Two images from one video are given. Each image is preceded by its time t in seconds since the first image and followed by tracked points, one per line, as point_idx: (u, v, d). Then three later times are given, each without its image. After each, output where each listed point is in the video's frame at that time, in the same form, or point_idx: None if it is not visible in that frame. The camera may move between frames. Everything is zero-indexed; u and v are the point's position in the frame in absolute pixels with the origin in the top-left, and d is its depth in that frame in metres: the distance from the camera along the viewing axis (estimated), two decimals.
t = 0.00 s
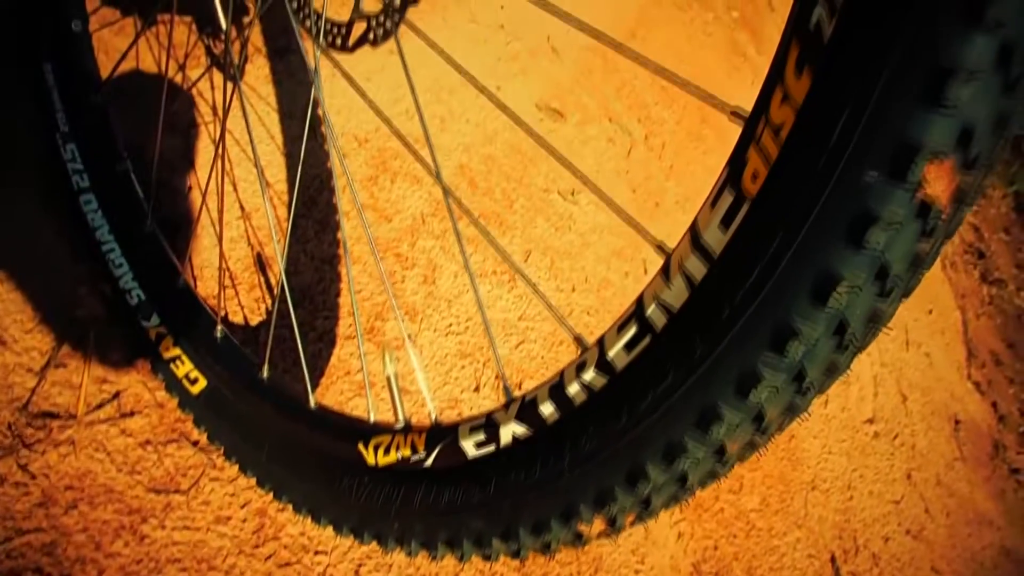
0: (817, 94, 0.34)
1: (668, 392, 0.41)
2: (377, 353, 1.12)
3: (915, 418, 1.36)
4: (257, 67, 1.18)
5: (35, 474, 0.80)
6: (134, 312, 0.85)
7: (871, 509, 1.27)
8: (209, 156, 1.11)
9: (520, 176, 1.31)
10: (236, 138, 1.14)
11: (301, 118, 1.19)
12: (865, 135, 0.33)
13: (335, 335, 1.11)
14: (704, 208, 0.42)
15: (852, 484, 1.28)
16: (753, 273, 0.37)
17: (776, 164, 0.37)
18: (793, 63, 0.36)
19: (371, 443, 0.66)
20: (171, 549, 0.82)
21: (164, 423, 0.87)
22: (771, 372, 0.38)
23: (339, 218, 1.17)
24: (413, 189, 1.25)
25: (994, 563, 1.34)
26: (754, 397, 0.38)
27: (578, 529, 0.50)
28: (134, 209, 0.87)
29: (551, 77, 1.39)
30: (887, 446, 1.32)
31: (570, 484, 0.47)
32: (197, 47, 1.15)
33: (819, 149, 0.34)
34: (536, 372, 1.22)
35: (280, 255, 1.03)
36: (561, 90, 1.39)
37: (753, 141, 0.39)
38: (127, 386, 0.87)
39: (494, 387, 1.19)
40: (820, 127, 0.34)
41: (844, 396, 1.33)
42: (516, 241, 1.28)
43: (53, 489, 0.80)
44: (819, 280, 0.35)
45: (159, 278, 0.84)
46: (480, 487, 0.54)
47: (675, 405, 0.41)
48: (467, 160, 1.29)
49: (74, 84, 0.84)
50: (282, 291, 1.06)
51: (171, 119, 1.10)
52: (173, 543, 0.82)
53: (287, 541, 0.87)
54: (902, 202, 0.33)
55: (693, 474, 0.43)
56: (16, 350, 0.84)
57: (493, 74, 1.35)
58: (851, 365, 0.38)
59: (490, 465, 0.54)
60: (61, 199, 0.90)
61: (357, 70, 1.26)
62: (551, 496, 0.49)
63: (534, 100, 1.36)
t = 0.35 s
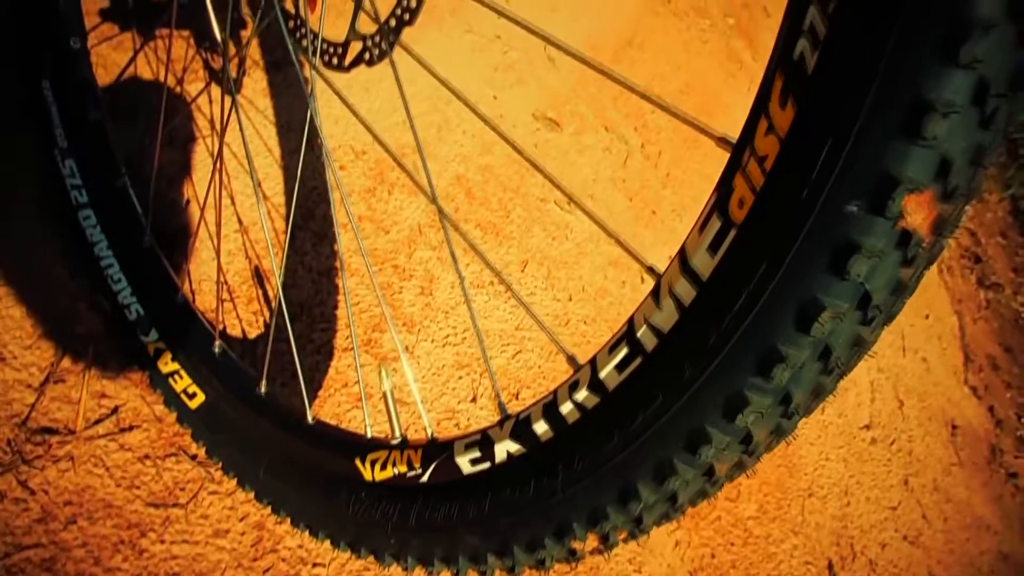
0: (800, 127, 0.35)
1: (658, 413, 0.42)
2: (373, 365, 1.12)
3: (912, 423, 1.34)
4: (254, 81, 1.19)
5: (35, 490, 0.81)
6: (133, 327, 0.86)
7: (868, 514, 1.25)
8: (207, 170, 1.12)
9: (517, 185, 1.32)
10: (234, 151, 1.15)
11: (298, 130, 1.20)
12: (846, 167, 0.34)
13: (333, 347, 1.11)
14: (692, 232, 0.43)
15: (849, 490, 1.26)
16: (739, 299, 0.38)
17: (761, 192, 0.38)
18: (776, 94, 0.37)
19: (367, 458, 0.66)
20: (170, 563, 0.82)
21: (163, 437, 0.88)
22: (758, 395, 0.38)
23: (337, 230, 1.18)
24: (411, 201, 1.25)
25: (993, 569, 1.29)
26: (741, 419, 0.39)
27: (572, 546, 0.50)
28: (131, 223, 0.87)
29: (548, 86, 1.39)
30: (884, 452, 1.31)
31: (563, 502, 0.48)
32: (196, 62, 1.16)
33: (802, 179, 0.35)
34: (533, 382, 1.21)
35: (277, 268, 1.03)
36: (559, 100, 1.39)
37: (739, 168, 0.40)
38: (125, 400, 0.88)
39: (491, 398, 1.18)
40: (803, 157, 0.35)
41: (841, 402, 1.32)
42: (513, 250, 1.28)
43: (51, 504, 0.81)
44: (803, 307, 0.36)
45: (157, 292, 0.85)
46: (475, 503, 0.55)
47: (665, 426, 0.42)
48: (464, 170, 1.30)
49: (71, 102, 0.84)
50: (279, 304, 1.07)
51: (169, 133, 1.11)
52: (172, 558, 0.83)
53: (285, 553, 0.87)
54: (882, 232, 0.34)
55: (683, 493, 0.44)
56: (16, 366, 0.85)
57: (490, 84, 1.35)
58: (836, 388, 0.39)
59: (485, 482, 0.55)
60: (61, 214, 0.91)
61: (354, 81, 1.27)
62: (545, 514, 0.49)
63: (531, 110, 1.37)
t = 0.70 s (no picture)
0: (781, 156, 0.37)
1: (647, 433, 0.43)
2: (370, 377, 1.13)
3: (909, 425, 1.26)
4: (252, 94, 1.19)
5: (36, 505, 0.82)
6: (133, 342, 0.86)
7: (867, 517, 1.19)
8: (204, 183, 1.12)
9: (514, 195, 1.29)
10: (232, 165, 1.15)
11: (296, 143, 1.20)
12: (824, 197, 0.35)
13: (332, 359, 1.12)
14: (677, 255, 0.44)
15: (848, 494, 1.20)
16: (723, 322, 0.39)
17: (744, 219, 0.39)
18: (758, 124, 0.38)
19: (365, 473, 0.67)
20: None
21: (163, 451, 0.88)
22: (743, 415, 0.39)
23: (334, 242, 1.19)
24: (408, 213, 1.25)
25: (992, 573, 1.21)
26: (728, 439, 0.40)
27: (565, 561, 0.51)
28: (131, 239, 0.88)
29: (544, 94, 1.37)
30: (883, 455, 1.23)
31: (556, 519, 0.49)
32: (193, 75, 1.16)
33: (783, 207, 0.36)
34: (531, 391, 1.20)
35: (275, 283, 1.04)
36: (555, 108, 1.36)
37: (722, 194, 0.41)
38: (126, 415, 0.89)
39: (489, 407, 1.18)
40: (784, 185, 0.36)
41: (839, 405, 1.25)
42: (510, 259, 1.25)
43: (53, 519, 0.82)
44: (785, 331, 0.37)
45: (157, 308, 0.86)
46: (470, 518, 0.55)
47: (654, 446, 0.43)
48: (461, 179, 1.27)
49: (70, 119, 0.85)
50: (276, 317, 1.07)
51: (167, 149, 1.12)
52: (171, 571, 0.84)
53: (285, 565, 0.87)
54: (860, 259, 0.35)
55: (673, 510, 0.45)
56: (17, 383, 0.86)
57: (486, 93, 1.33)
58: (818, 407, 0.40)
59: (480, 498, 0.55)
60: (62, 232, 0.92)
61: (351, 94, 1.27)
62: (539, 529, 0.50)
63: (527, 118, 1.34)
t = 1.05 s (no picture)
0: (756, 189, 0.39)
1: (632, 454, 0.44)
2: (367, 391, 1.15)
3: (909, 427, 1.15)
4: (248, 110, 1.19)
5: (39, 524, 0.84)
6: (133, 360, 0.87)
7: (866, 521, 1.10)
8: (201, 200, 1.13)
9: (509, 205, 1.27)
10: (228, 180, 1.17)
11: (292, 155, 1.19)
12: (797, 229, 0.37)
13: (329, 373, 1.13)
14: (661, 282, 0.46)
15: (846, 497, 1.11)
16: (703, 349, 0.41)
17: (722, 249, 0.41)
18: (735, 159, 0.41)
19: (362, 490, 0.69)
20: None
21: (163, 468, 0.89)
22: (724, 439, 0.41)
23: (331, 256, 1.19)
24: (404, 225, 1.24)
25: None
26: (710, 461, 0.41)
27: None
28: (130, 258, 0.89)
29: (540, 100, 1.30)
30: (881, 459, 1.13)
31: (546, 538, 0.50)
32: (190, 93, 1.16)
33: (759, 238, 0.39)
34: (528, 401, 1.18)
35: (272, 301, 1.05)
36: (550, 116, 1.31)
37: (703, 225, 0.43)
38: (127, 433, 0.90)
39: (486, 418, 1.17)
40: (759, 218, 0.38)
41: (835, 407, 1.15)
42: (506, 269, 1.24)
43: (55, 538, 0.84)
44: (762, 358, 0.38)
45: (158, 327, 0.87)
46: (464, 535, 0.57)
47: (639, 467, 0.44)
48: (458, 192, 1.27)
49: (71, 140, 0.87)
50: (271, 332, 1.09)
51: (166, 168, 1.14)
52: None
53: None
54: (832, 289, 0.37)
55: (659, 529, 0.46)
56: (18, 403, 0.88)
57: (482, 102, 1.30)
58: (797, 431, 0.42)
59: (473, 516, 0.57)
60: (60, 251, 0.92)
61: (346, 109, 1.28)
62: (529, 548, 0.51)
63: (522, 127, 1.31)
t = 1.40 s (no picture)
0: (705, 277, 0.44)
1: (603, 518, 0.48)
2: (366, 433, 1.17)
3: (904, 439, 1.14)
4: (240, 156, 1.18)
5: None
6: (131, 414, 0.89)
7: (862, 536, 1.12)
8: (196, 248, 1.16)
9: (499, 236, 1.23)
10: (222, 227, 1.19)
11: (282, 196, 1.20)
12: (744, 317, 0.42)
13: (323, 415, 1.17)
14: (625, 355, 0.50)
15: (841, 514, 1.12)
16: (664, 422, 0.45)
17: (679, 330, 0.45)
18: (686, 248, 0.46)
19: (354, 542, 0.72)
20: None
21: (162, 518, 0.94)
22: (686, 505, 0.45)
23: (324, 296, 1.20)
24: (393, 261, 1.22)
25: None
26: (674, 525, 0.45)
27: None
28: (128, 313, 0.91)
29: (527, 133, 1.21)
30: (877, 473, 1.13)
31: None
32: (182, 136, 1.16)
33: (710, 322, 0.43)
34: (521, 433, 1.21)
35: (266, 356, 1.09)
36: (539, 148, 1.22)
37: (660, 305, 0.47)
38: (127, 485, 0.94)
39: (479, 453, 1.20)
40: (709, 304, 0.44)
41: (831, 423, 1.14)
42: (497, 304, 1.23)
43: None
44: (717, 432, 0.43)
45: (156, 381, 0.89)
46: None
47: (608, 530, 0.47)
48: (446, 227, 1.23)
49: (69, 200, 0.89)
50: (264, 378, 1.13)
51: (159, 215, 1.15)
52: None
53: None
54: (774, 371, 0.42)
55: None
56: (21, 461, 0.91)
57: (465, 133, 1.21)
58: (753, 495, 0.46)
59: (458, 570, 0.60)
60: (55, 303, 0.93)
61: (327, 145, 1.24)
62: None
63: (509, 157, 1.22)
